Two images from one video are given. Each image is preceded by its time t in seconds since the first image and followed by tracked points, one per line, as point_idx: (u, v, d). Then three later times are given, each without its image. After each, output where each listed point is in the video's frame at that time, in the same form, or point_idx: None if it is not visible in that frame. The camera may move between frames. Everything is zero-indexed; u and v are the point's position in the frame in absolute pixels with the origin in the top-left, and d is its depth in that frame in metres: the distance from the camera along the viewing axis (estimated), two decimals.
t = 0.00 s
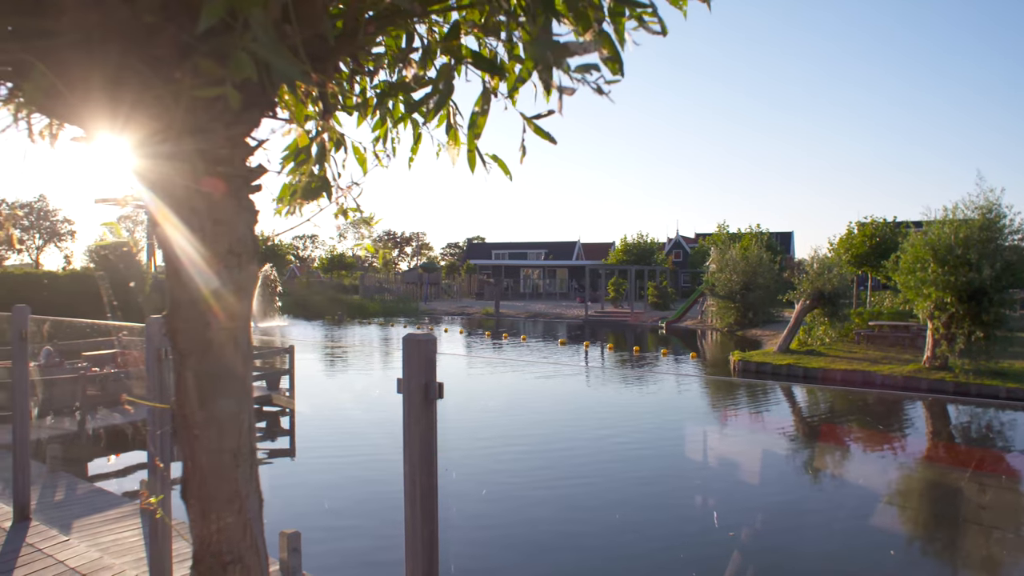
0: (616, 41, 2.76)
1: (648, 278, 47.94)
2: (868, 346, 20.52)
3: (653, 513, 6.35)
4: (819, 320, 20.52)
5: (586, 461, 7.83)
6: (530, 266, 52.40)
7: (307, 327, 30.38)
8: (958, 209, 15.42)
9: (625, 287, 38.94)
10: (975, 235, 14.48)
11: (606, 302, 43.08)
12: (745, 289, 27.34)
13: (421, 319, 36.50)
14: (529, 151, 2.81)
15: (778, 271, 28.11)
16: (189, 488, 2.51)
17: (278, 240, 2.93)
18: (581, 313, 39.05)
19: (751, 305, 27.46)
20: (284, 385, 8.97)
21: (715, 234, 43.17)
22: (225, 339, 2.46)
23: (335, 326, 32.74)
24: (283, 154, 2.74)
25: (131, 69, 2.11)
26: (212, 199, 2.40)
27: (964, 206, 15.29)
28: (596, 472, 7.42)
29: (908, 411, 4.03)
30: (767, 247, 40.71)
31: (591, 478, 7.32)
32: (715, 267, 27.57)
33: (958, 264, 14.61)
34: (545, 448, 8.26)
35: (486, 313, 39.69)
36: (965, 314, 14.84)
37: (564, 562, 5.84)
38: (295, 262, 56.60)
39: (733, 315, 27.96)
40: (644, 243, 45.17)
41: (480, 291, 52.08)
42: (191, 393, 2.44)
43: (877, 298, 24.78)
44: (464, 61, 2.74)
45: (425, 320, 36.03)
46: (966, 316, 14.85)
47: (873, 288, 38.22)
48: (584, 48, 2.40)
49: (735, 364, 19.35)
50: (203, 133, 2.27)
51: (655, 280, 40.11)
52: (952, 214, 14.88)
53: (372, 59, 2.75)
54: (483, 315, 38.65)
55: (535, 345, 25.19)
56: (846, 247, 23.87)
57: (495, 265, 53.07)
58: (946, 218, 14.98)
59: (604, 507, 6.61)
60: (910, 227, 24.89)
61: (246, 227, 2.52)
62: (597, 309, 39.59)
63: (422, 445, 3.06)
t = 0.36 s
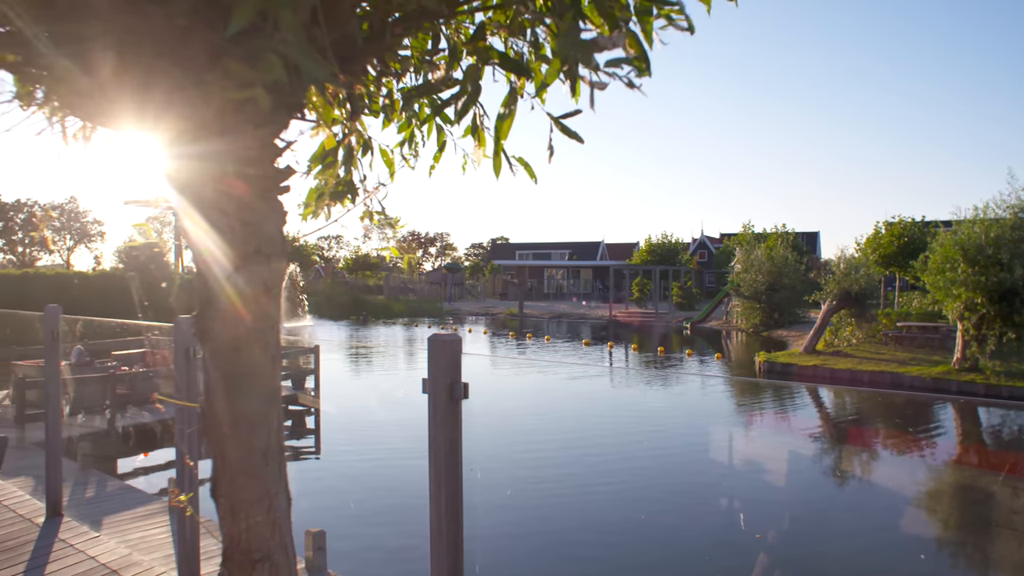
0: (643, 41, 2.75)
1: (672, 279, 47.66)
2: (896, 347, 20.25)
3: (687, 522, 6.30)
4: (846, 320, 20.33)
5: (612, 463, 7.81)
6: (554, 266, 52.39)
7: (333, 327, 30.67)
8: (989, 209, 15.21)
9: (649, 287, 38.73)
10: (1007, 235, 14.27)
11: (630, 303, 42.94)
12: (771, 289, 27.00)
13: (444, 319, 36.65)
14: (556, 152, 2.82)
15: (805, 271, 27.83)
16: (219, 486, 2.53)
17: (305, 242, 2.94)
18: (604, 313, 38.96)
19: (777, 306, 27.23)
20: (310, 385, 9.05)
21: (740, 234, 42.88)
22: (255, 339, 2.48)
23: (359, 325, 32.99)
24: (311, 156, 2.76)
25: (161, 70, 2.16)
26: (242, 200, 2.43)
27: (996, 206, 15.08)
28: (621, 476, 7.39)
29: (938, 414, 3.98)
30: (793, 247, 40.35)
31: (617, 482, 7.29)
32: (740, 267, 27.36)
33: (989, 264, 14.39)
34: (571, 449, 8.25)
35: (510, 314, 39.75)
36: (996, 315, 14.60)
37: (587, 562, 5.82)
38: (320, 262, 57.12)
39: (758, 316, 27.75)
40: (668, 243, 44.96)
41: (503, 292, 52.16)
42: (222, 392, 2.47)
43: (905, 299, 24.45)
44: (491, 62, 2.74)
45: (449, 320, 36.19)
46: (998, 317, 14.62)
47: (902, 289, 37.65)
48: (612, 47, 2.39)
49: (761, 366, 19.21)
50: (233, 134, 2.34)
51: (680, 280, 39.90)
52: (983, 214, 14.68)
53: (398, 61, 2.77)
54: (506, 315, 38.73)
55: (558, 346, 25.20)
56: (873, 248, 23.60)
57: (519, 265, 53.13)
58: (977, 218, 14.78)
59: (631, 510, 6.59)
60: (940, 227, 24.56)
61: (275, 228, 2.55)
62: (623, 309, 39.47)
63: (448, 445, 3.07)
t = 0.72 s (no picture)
0: (671, 41, 2.74)
1: (696, 279, 47.31)
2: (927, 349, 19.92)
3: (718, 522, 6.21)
4: (875, 322, 20.07)
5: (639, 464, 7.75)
6: (579, 266, 52.38)
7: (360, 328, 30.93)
8: None
9: (675, 288, 38.67)
10: None
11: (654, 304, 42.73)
12: (798, 290, 26.45)
13: (469, 320, 36.79)
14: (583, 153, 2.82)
15: (832, 271, 27.51)
16: (249, 485, 2.56)
17: (333, 242, 2.96)
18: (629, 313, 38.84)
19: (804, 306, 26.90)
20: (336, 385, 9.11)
21: (767, 234, 42.51)
22: (283, 339, 2.50)
23: (385, 326, 33.22)
24: (338, 157, 2.79)
25: (194, 74, 2.18)
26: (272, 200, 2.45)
27: None
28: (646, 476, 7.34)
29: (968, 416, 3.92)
30: (821, 247, 39.93)
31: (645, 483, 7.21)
32: (767, 267, 27.03)
33: None
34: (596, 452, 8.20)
35: (534, 314, 39.80)
36: None
37: (610, 563, 5.81)
38: (345, 263, 57.62)
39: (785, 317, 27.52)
40: (694, 243, 44.64)
41: (527, 292, 52.19)
42: (251, 391, 2.49)
43: (936, 300, 24.07)
44: (518, 63, 2.75)
45: (474, 321, 36.32)
46: None
47: (933, 289, 37.03)
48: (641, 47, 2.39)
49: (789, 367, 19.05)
50: (263, 136, 2.36)
51: (706, 281, 39.77)
52: (1017, 213, 14.44)
53: (426, 62, 2.78)
54: (530, 316, 38.78)
55: (582, 346, 25.18)
56: (902, 247, 23.29)
57: (543, 266, 53.15)
58: (1010, 217, 14.55)
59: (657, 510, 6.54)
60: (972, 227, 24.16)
61: (304, 228, 2.57)
62: (650, 309, 39.26)
63: (474, 444, 3.09)
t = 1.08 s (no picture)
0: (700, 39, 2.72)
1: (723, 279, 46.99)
2: (958, 349, 19.61)
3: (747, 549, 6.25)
4: (907, 322, 20.13)
5: (667, 474, 7.72)
6: (605, 266, 52.35)
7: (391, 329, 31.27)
8: None
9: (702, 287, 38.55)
10: None
11: (681, 304, 42.57)
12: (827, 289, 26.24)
13: (495, 320, 37.00)
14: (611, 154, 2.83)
15: (861, 271, 27.33)
16: (279, 483, 2.57)
17: (359, 242, 2.97)
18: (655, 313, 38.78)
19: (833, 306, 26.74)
20: (364, 384, 9.20)
21: (795, 234, 42.13)
22: (314, 339, 2.52)
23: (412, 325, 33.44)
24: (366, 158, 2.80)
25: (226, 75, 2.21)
26: (302, 199, 2.47)
27: None
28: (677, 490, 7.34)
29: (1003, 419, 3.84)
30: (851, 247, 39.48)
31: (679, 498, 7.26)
32: (795, 267, 27.26)
33: None
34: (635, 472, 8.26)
35: (560, 314, 39.91)
36: None
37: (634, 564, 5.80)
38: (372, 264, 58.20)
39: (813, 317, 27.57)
40: (721, 244, 44.39)
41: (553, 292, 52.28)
42: (282, 391, 2.51)
43: (969, 300, 23.66)
44: (546, 63, 2.75)
45: (500, 321, 36.52)
46: None
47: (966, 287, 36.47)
48: (670, 46, 2.38)
49: (818, 367, 18.95)
50: (295, 138, 2.38)
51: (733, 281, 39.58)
52: None
53: (454, 63, 2.78)
54: (556, 316, 38.89)
55: (608, 347, 25.21)
56: (934, 246, 22.96)
57: (568, 266, 53.21)
58: None
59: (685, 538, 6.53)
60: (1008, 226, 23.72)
61: (334, 229, 2.58)
62: (677, 310, 39.04)
63: (501, 444, 3.11)
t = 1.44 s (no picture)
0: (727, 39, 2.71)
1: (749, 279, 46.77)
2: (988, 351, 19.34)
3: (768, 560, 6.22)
4: (936, 323, 20.15)
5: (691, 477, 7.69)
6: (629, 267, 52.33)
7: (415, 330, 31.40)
8: None
9: (728, 288, 38.44)
10: None
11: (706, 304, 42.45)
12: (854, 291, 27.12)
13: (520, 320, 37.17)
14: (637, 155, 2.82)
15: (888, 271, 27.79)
16: (307, 481, 2.59)
17: (385, 242, 2.99)
18: (680, 314, 38.72)
19: (861, 307, 27.45)
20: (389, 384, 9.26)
21: (822, 234, 41.85)
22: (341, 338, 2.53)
23: (435, 326, 33.58)
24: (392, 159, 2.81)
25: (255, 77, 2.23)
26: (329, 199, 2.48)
27: None
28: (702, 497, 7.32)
29: None
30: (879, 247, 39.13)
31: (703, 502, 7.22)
32: (822, 266, 27.70)
33: None
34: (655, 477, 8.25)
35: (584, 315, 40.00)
36: None
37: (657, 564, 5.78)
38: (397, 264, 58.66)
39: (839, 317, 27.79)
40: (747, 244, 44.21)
41: (577, 293, 52.34)
42: (310, 389, 2.53)
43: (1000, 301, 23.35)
44: (572, 63, 2.75)
45: (525, 321, 36.68)
46: None
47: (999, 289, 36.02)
48: (697, 46, 2.37)
49: (845, 369, 18.80)
50: (322, 138, 2.40)
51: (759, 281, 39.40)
52: None
53: (480, 64, 2.79)
54: (580, 317, 38.97)
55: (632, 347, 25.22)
56: (964, 246, 22.71)
57: (591, 266, 53.26)
58: None
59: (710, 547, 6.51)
60: None
61: (361, 229, 2.60)
62: (701, 310, 38.83)
63: (526, 443, 3.12)
